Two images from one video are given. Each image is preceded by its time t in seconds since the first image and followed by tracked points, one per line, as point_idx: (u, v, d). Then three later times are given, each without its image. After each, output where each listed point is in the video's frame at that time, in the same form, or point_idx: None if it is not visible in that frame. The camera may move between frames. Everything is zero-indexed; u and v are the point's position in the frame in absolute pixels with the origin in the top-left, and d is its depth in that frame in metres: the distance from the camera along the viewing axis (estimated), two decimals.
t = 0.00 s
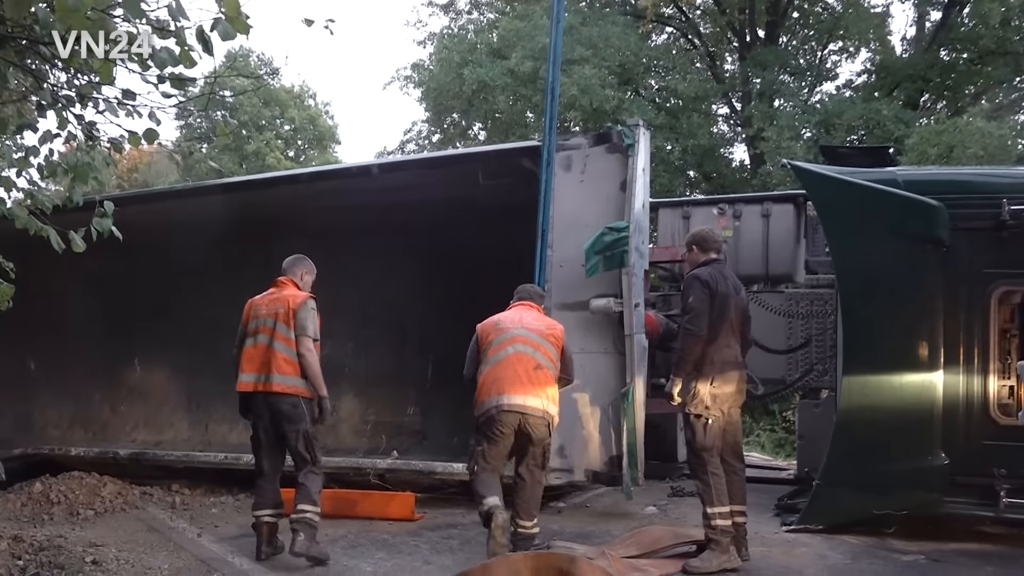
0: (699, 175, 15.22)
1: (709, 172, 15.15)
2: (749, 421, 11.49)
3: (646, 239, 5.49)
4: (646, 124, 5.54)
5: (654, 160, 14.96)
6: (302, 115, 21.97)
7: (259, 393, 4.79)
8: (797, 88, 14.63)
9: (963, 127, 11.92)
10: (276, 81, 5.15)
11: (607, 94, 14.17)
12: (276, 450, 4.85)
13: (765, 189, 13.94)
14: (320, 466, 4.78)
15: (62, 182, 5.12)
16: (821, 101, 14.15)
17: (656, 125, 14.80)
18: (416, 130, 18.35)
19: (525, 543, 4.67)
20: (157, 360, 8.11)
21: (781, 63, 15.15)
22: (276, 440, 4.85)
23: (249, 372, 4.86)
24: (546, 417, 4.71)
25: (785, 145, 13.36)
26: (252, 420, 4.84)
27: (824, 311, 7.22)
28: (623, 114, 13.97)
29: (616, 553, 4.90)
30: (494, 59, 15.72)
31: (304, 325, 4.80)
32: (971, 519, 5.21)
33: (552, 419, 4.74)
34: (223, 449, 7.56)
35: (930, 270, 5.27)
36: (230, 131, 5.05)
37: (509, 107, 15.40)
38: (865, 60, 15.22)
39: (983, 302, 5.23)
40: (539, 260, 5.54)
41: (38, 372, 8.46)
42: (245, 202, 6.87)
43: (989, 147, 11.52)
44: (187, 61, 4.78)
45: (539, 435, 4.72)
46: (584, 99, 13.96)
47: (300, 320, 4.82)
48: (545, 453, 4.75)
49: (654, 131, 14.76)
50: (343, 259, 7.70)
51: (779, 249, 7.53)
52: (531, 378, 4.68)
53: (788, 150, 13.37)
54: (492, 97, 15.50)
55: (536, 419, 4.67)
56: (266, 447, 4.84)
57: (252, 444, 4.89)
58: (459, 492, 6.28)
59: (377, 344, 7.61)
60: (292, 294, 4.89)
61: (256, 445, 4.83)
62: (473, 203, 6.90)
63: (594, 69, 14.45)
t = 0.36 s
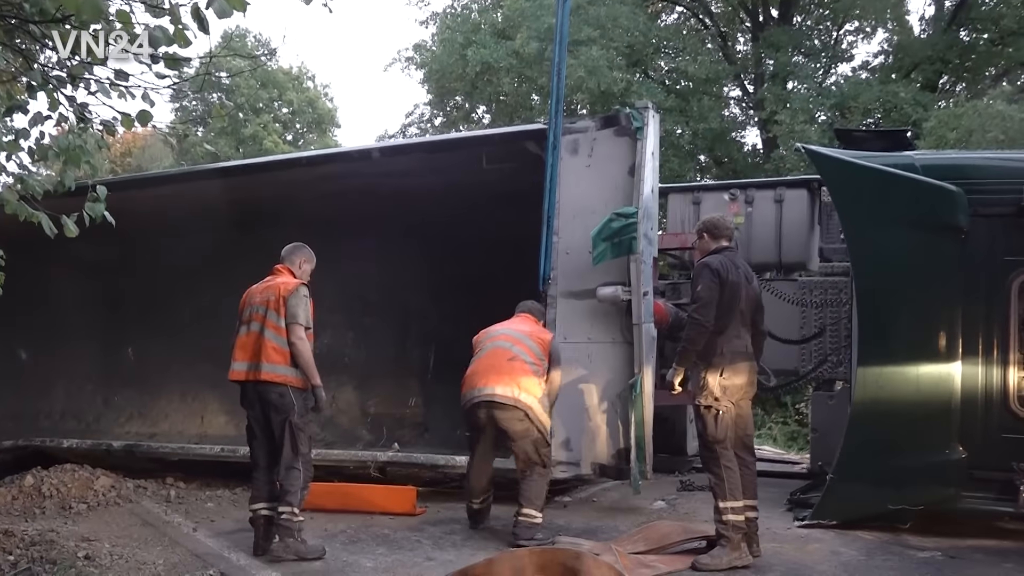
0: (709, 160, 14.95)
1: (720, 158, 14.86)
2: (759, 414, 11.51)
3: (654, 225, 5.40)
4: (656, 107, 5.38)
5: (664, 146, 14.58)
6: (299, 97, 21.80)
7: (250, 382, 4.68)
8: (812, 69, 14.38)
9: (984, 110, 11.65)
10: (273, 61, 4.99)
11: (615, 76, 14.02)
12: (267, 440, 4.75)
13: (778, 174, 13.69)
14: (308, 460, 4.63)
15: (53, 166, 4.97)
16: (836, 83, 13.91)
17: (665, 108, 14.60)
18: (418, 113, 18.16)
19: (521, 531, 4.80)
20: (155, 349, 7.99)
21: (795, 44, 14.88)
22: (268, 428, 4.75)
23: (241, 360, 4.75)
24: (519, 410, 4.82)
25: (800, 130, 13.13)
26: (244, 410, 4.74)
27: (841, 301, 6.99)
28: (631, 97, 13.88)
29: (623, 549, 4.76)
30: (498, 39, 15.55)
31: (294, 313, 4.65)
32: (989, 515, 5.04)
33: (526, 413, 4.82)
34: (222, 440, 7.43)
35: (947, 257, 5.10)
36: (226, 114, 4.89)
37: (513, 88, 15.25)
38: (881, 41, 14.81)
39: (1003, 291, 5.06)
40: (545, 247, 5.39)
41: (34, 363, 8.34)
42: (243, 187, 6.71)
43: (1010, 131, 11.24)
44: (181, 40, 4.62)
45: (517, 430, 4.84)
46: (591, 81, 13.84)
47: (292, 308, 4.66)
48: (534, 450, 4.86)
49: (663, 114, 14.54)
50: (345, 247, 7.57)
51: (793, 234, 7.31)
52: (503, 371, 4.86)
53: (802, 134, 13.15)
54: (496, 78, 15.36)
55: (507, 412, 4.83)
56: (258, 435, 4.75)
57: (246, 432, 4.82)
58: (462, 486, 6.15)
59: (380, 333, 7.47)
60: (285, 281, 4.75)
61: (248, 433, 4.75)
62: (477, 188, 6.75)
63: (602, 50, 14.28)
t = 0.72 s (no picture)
0: (718, 148, 14.78)
1: (728, 146, 14.64)
2: (769, 409, 11.38)
3: (661, 216, 5.26)
4: (662, 93, 5.23)
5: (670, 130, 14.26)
6: (294, 83, 21.65)
7: (246, 376, 4.57)
8: (824, 55, 14.15)
9: (1002, 97, 11.43)
10: (268, 44, 4.84)
11: (621, 61, 13.85)
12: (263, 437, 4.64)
13: (789, 162, 13.51)
14: (300, 459, 4.53)
15: (41, 152, 4.82)
16: (848, 70, 13.70)
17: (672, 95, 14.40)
18: (417, 99, 17.98)
19: (508, 525, 4.69)
20: (150, 342, 7.86)
21: (806, 29, 14.67)
22: (263, 425, 4.64)
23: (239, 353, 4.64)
24: (487, 397, 4.69)
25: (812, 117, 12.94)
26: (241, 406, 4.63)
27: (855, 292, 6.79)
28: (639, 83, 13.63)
29: (627, 548, 4.61)
30: (500, 24, 15.38)
31: (291, 308, 4.49)
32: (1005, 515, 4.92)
33: (493, 402, 4.68)
34: (217, 435, 7.29)
35: (963, 249, 4.98)
36: (220, 100, 4.74)
37: (516, 74, 15.09)
38: (897, 26, 14.46)
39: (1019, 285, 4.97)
40: (548, 237, 5.25)
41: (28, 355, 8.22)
42: (239, 175, 6.56)
43: None
44: (173, 22, 4.46)
45: (483, 419, 4.69)
46: (596, 67, 13.70)
47: (288, 302, 4.51)
48: (500, 442, 4.69)
49: (671, 100, 14.33)
50: (343, 238, 7.43)
51: (803, 226, 7.25)
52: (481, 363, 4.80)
53: (814, 121, 12.97)
54: (498, 63, 15.21)
55: (474, 398, 4.70)
56: (254, 432, 4.64)
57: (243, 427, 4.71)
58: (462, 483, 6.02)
59: (379, 325, 7.34)
60: (283, 273, 4.59)
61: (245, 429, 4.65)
62: (479, 176, 6.60)
63: (606, 34, 14.14)
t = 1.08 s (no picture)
0: (722, 141, 14.65)
1: (733, 139, 14.56)
2: (775, 410, 11.24)
3: (663, 211, 5.10)
4: (664, 86, 5.07)
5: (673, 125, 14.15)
6: (285, 74, 21.45)
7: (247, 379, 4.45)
8: (832, 45, 14.02)
9: (1014, 89, 11.25)
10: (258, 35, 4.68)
11: (622, 52, 13.68)
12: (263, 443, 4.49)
13: (796, 156, 13.34)
14: (298, 468, 4.35)
15: (23, 147, 4.66)
16: (857, 61, 13.52)
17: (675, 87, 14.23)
18: (412, 91, 17.81)
19: (507, 530, 4.54)
20: (141, 341, 7.72)
21: (813, 19, 14.56)
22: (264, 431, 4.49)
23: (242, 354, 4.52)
24: (477, 400, 4.54)
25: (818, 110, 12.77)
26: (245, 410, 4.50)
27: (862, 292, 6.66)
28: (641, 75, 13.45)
29: (628, 555, 4.42)
30: (497, 14, 15.21)
31: (286, 311, 4.32)
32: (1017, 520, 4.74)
33: (482, 404, 4.53)
34: (209, 436, 7.15)
35: (976, 245, 4.79)
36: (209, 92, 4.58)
37: (513, 64, 14.91)
38: (906, 15, 14.31)
39: None
40: (546, 233, 5.09)
41: (17, 353, 8.08)
42: (231, 170, 6.41)
43: None
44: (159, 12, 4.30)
45: (473, 424, 4.54)
46: (597, 58, 13.55)
47: (285, 305, 4.34)
48: (490, 447, 4.54)
49: (674, 92, 14.14)
50: (337, 234, 7.28)
51: (809, 223, 7.09)
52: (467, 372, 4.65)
53: (822, 114, 12.79)
54: (495, 54, 15.07)
55: (463, 402, 4.55)
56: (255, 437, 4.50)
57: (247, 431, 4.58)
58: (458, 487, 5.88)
59: (375, 323, 7.19)
60: (282, 274, 4.42)
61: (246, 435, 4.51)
62: (476, 170, 6.44)
63: (608, 24, 13.95)
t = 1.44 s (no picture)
0: (722, 141, 14.57)
1: (733, 139, 14.51)
2: (776, 413, 11.20)
3: (662, 212, 5.04)
4: (663, 85, 5.01)
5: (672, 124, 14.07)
6: (278, 75, 21.37)
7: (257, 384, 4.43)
8: (833, 43, 13.97)
9: (1016, 88, 11.20)
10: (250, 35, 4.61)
11: (620, 51, 13.62)
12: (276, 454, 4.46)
13: (796, 156, 13.27)
14: (295, 478, 4.27)
15: (13, 150, 4.58)
16: (858, 59, 13.46)
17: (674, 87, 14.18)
18: (408, 91, 17.73)
19: (505, 534, 4.46)
20: (135, 343, 7.66)
21: (814, 16, 14.52)
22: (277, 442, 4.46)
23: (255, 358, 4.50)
24: (473, 407, 4.48)
25: (819, 109, 12.70)
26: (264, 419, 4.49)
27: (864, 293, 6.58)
28: (639, 75, 13.38)
29: (628, 561, 4.35)
30: (493, 13, 15.15)
31: (284, 318, 4.23)
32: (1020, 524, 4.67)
33: (479, 411, 4.48)
34: (203, 440, 7.08)
35: (980, 246, 4.71)
36: (201, 94, 4.51)
37: (509, 64, 14.86)
38: (908, 13, 14.25)
39: None
40: (544, 235, 5.03)
41: (10, 358, 8.02)
42: (225, 171, 6.34)
43: None
44: (151, 13, 4.23)
45: (471, 431, 4.49)
46: (594, 57, 13.48)
47: (283, 311, 4.25)
48: (489, 454, 4.49)
49: (673, 91, 14.08)
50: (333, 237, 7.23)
51: (810, 223, 7.03)
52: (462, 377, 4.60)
53: (822, 113, 12.72)
54: (491, 53, 15.00)
55: (459, 409, 4.49)
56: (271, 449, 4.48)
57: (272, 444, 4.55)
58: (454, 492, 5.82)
59: (372, 326, 7.14)
60: (284, 279, 4.32)
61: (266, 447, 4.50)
62: (473, 171, 6.37)
63: (605, 23, 13.89)
